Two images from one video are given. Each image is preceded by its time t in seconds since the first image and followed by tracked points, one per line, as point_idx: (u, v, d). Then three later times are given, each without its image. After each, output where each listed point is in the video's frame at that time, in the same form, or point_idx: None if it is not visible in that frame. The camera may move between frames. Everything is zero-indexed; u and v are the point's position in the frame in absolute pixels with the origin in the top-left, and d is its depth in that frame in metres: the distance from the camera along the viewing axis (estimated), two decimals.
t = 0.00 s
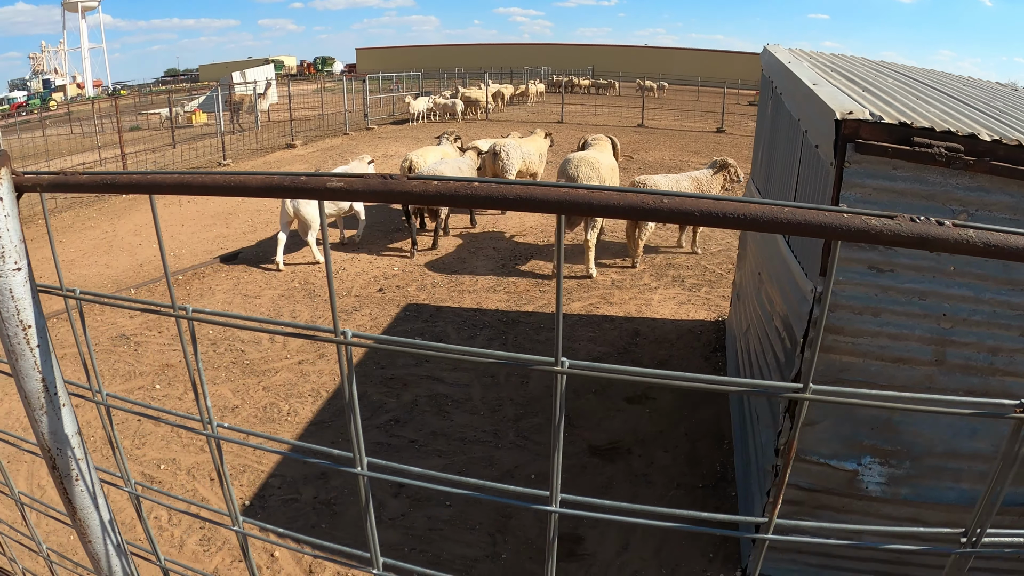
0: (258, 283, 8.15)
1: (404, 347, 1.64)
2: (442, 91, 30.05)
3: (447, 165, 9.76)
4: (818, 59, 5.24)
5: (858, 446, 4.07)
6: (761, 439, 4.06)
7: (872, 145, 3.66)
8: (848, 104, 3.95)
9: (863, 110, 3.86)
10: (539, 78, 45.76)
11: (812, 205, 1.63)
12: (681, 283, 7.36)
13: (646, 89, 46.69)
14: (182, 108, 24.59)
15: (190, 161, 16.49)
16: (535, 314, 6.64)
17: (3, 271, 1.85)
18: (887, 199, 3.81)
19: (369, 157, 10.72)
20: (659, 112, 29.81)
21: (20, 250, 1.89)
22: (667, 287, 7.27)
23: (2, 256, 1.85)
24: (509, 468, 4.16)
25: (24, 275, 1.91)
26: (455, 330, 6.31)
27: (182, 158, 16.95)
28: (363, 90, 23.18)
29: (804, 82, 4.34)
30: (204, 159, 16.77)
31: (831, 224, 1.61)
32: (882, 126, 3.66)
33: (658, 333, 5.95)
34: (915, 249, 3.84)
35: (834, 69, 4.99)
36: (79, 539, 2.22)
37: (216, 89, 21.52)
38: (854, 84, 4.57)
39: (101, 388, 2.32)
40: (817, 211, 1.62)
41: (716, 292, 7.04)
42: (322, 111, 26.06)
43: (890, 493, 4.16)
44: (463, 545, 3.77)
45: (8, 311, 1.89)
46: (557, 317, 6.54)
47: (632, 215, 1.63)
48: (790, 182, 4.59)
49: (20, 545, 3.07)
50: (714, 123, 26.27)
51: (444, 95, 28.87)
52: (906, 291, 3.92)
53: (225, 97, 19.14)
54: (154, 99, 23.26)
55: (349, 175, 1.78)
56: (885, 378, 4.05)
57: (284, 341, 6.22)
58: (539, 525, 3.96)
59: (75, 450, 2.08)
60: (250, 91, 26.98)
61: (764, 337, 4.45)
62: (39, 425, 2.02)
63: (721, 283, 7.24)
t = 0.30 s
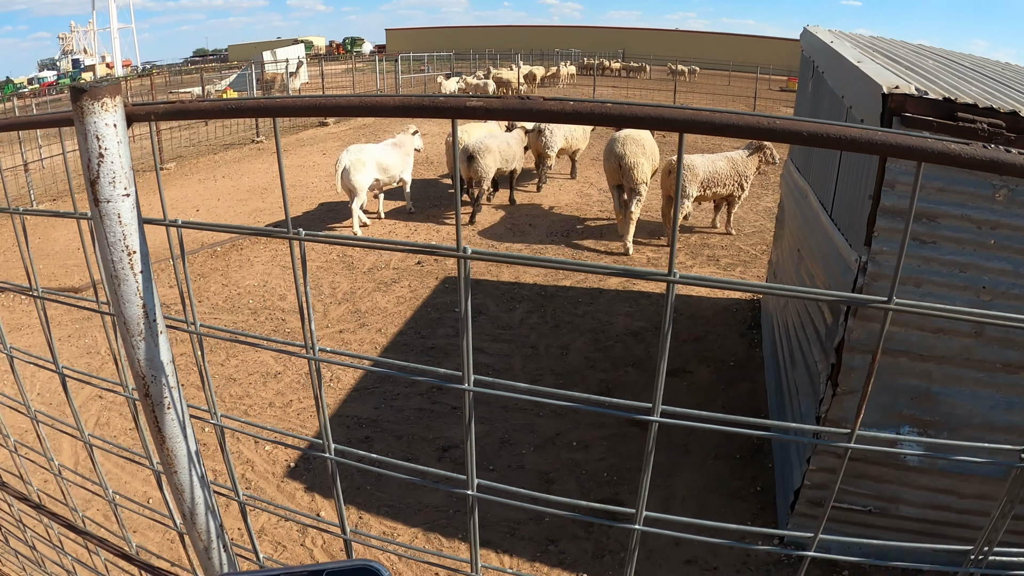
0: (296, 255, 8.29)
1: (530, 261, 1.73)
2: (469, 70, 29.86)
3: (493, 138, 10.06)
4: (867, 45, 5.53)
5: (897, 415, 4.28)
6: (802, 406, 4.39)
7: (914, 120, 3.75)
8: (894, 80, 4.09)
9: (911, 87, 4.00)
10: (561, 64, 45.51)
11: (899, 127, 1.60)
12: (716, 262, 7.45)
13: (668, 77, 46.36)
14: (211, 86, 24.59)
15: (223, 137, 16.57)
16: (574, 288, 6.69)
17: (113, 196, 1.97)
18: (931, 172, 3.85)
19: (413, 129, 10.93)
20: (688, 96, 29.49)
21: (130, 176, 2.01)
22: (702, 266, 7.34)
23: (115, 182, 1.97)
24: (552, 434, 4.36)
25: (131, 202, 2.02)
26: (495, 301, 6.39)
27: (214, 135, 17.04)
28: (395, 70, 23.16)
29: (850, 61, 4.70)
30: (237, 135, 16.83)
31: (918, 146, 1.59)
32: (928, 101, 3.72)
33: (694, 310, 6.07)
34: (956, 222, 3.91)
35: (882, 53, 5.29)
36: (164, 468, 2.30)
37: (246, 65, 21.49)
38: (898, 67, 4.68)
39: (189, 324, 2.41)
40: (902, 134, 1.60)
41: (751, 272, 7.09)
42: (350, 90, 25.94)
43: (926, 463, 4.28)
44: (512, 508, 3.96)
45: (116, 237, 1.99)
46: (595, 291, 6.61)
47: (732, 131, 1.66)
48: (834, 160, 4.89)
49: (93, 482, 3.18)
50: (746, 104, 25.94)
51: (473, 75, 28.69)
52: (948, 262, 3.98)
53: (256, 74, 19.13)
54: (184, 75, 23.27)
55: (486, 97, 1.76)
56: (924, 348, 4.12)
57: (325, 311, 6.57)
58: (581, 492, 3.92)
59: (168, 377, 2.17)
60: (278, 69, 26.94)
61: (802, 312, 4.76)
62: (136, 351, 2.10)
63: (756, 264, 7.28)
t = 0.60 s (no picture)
0: (329, 232, 8.36)
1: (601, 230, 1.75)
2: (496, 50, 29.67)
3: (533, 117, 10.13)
4: (907, 32, 5.50)
5: (929, 401, 4.27)
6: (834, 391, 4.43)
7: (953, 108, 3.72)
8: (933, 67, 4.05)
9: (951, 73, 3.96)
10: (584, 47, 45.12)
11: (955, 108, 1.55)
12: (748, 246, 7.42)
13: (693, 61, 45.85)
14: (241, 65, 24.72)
15: (254, 116, 16.71)
16: (606, 269, 6.73)
17: (183, 161, 1.98)
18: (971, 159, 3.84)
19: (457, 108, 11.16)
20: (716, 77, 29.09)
21: (199, 142, 2.01)
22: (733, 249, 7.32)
23: (184, 148, 1.98)
24: (584, 413, 4.39)
25: (200, 168, 2.03)
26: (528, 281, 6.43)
27: (245, 113, 17.18)
28: (423, 48, 23.07)
29: (889, 46, 4.68)
30: (268, 114, 16.96)
31: (974, 127, 1.54)
32: (968, 89, 3.69)
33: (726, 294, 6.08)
34: (993, 210, 3.88)
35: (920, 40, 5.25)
36: (221, 433, 2.31)
37: (276, 43, 21.56)
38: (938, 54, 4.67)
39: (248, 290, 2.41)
40: (960, 115, 1.55)
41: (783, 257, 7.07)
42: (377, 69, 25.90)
43: (957, 450, 4.28)
44: (548, 485, 4.04)
45: (185, 202, 2.00)
46: (626, 272, 6.65)
47: (789, 108, 1.62)
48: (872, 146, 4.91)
49: (144, 447, 3.24)
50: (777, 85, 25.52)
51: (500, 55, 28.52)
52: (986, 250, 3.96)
53: (286, 53, 19.19)
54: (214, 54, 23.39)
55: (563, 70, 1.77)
56: (958, 335, 4.10)
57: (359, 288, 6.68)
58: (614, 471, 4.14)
59: (230, 342, 2.17)
60: (305, 49, 26.99)
61: (837, 298, 4.82)
62: (200, 316, 2.12)
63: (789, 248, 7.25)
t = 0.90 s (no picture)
0: (347, 215, 8.39)
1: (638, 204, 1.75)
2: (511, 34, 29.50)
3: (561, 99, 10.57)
4: (928, 20, 5.47)
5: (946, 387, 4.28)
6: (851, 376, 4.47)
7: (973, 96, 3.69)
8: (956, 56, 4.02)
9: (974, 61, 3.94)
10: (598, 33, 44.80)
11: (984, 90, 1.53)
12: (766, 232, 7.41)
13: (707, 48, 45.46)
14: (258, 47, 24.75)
15: (272, 98, 16.74)
16: (625, 253, 6.77)
17: (231, 133, 2.01)
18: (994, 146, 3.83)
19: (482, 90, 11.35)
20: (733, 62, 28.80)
21: (246, 114, 2.04)
22: (752, 235, 7.33)
23: (232, 120, 2.01)
24: (604, 394, 4.44)
25: (247, 140, 2.06)
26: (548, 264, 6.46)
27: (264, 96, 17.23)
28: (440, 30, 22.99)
29: (912, 34, 4.65)
30: (286, 97, 17.00)
31: (1003, 110, 1.52)
32: (989, 77, 3.66)
33: (744, 279, 6.10)
34: (1015, 198, 3.87)
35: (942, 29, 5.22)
36: (261, 402, 2.36)
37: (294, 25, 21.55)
38: (960, 43, 4.65)
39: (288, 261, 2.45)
40: (990, 97, 1.53)
41: (801, 244, 7.07)
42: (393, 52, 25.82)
43: (973, 436, 4.30)
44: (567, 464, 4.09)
45: (232, 172, 2.04)
46: (645, 257, 6.69)
47: (824, 87, 1.59)
48: (893, 132, 4.92)
49: (175, 420, 3.29)
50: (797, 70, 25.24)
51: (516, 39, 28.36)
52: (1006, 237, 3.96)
53: (304, 35, 19.18)
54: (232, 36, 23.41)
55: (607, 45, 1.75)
56: (977, 322, 4.11)
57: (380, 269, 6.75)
58: (632, 451, 4.22)
59: (272, 312, 2.21)
60: (321, 32, 26.95)
61: (856, 285, 4.86)
62: (244, 285, 2.16)
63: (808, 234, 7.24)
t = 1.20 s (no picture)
0: (361, 199, 8.39)
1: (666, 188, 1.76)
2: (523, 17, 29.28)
3: (585, 82, 10.63)
4: (946, 9, 5.42)
5: (958, 376, 4.28)
6: (863, 365, 4.49)
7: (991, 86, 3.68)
8: (973, 46, 3.99)
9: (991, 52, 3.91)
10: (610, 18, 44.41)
11: (1000, 81, 1.54)
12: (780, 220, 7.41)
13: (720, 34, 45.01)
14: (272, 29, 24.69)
15: (287, 81, 16.74)
16: (638, 239, 6.79)
17: (261, 114, 2.04)
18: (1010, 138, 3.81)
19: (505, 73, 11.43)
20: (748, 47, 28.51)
21: (275, 96, 2.06)
22: (765, 222, 7.34)
23: (262, 102, 2.04)
24: (618, 378, 4.48)
25: (276, 121, 2.09)
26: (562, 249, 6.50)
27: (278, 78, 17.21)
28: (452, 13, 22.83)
29: (929, 24, 4.63)
30: (300, 79, 16.98)
31: (1020, 100, 1.53)
32: (1007, 68, 3.65)
33: (758, 267, 6.11)
34: None
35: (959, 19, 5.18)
36: (285, 379, 2.39)
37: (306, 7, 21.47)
38: (977, 33, 4.62)
39: (314, 241, 2.47)
40: (1006, 88, 1.54)
41: (816, 232, 7.07)
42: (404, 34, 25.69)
43: (984, 426, 4.32)
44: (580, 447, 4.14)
45: (262, 153, 2.07)
46: (659, 243, 6.72)
47: (846, 76, 1.59)
48: (909, 121, 4.91)
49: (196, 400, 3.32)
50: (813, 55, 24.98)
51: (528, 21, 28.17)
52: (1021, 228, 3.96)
53: (318, 17, 19.14)
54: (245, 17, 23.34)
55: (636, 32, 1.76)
56: (990, 313, 4.11)
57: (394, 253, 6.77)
58: (646, 435, 4.26)
59: (298, 291, 2.24)
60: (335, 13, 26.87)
61: (870, 274, 4.87)
62: (271, 264, 2.18)
63: (822, 223, 7.24)
